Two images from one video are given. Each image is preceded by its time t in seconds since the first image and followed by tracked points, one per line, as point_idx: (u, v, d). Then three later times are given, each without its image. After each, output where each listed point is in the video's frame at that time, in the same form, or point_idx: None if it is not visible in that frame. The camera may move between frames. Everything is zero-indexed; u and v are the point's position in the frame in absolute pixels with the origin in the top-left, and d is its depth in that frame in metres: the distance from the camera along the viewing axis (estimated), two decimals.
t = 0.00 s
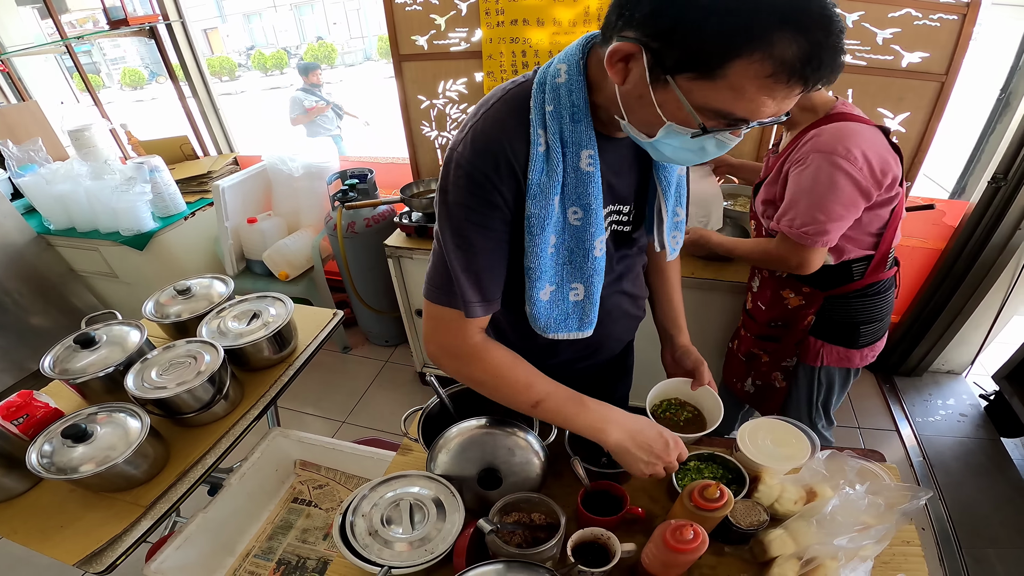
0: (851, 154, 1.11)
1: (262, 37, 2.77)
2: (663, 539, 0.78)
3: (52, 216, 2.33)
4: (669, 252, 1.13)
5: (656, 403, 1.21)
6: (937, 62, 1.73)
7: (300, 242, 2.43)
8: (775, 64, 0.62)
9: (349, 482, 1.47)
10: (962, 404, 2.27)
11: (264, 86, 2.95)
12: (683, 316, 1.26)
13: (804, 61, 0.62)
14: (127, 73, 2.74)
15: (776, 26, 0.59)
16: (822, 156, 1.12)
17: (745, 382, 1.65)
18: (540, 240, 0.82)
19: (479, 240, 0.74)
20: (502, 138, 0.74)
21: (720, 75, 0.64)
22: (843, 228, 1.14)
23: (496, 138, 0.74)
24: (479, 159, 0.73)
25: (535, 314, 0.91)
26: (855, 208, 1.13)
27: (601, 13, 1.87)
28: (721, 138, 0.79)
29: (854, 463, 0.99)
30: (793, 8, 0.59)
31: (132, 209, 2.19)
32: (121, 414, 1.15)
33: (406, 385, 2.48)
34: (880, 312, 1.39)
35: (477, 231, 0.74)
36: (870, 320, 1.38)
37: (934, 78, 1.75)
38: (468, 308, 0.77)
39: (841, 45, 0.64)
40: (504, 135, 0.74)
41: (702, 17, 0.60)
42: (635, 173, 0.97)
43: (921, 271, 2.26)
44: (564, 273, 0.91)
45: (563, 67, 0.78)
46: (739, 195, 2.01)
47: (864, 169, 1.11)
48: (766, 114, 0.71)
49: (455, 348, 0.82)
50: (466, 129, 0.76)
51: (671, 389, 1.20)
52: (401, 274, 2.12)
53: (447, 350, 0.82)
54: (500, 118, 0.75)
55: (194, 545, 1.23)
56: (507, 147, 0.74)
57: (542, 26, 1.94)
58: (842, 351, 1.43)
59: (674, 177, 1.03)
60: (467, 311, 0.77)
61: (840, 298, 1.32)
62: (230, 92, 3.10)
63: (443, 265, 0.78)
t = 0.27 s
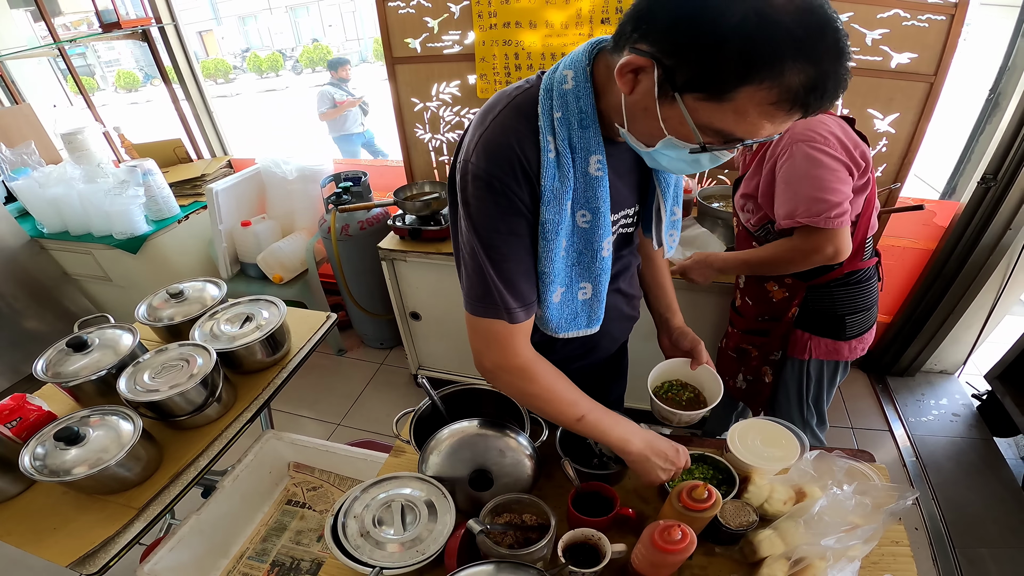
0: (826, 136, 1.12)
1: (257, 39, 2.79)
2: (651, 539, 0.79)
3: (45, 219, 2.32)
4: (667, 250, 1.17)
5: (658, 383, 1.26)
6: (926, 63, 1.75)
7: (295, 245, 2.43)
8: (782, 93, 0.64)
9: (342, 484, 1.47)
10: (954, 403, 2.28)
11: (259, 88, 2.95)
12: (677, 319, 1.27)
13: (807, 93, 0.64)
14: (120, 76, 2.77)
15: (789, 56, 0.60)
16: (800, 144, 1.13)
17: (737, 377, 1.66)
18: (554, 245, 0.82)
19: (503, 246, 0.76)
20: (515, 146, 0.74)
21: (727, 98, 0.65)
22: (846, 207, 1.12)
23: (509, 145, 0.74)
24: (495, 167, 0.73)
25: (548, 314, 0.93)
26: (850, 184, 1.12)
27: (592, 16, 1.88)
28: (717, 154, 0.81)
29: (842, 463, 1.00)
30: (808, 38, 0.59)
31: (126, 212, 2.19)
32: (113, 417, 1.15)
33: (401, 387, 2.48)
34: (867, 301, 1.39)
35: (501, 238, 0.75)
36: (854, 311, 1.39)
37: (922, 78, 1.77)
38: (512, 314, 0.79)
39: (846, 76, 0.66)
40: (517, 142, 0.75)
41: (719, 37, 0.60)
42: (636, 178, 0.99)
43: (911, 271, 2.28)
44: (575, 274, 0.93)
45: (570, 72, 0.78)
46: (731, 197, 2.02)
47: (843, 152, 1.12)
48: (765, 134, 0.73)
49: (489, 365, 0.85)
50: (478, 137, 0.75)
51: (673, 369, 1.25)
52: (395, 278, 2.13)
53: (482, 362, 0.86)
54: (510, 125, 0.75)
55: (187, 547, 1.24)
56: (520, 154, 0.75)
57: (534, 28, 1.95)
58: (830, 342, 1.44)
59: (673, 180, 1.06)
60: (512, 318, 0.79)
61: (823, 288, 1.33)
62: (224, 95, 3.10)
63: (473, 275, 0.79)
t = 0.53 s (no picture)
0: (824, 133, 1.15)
1: (252, 42, 2.80)
2: (644, 538, 0.81)
3: (40, 224, 2.32)
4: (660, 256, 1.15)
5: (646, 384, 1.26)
6: (915, 65, 1.77)
7: (290, 249, 2.44)
8: (794, 124, 0.66)
9: (339, 486, 1.48)
10: (948, 403, 2.31)
11: (255, 91, 2.97)
12: (669, 324, 1.29)
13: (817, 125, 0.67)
14: (115, 79, 2.77)
15: (807, 92, 0.62)
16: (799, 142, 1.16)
17: (734, 378, 1.68)
18: (560, 252, 0.84)
19: (516, 248, 0.76)
20: (531, 151, 0.76)
21: (743, 126, 0.67)
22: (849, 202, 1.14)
23: (525, 151, 0.75)
24: (511, 171, 0.75)
25: (551, 318, 0.94)
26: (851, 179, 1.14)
27: (586, 19, 1.89)
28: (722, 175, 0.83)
29: (837, 462, 1.00)
30: (825, 76, 0.62)
31: (122, 216, 2.19)
32: (110, 420, 1.15)
33: (398, 390, 2.49)
34: (862, 298, 1.40)
35: (514, 240, 0.76)
36: (851, 307, 1.40)
37: (912, 80, 1.80)
38: (522, 317, 0.79)
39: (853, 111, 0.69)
40: (532, 147, 0.76)
41: (746, 67, 0.61)
42: (636, 186, 1.00)
43: (903, 271, 2.30)
44: (578, 280, 0.95)
45: (584, 82, 0.79)
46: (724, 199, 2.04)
47: (841, 150, 1.16)
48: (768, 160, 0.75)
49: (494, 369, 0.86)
50: (494, 141, 0.76)
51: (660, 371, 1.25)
52: (391, 282, 2.14)
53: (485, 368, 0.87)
54: (524, 130, 0.76)
55: (185, 549, 1.24)
56: (534, 160, 0.76)
57: (528, 32, 1.97)
58: (830, 341, 1.45)
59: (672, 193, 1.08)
60: (522, 320, 0.79)
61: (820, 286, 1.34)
62: (219, 98, 3.10)
63: (482, 274, 0.79)
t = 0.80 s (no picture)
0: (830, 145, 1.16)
1: (247, 45, 2.81)
2: (635, 537, 0.83)
3: (37, 228, 2.32)
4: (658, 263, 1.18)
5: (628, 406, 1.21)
6: (903, 67, 1.81)
7: (287, 252, 2.45)
8: (788, 130, 0.68)
9: (337, 488, 1.49)
10: (939, 403, 2.34)
11: (250, 94, 2.98)
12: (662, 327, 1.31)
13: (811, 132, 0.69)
14: (110, 82, 2.78)
15: (803, 100, 0.64)
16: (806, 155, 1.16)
17: (733, 383, 1.68)
18: (558, 249, 0.86)
19: (509, 243, 0.78)
20: (536, 152, 0.78)
21: (741, 130, 0.69)
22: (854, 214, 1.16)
23: (530, 149, 0.77)
24: (515, 169, 0.76)
25: (547, 317, 0.96)
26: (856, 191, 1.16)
27: (580, 24, 1.92)
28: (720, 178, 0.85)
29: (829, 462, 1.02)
30: (822, 86, 0.64)
31: (119, 220, 2.20)
32: (110, 423, 1.16)
33: (394, 393, 2.50)
34: (860, 305, 1.43)
35: (508, 234, 0.77)
36: (850, 314, 1.43)
37: (899, 83, 1.83)
38: (501, 309, 0.80)
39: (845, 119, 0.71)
40: (538, 148, 0.78)
41: (748, 75, 0.63)
42: (635, 193, 1.02)
43: (894, 272, 2.33)
44: (574, 279, 0.96)
45: (593, 88, 0.81)
46: (716, 202, 2.07)
47: (846, 162, 1.17)
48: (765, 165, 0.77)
49: (475, 352, 0.86)
50: (502, 138, 0.78)
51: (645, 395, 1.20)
52: (388, 285, 2.16)
53: (467, 348, 0.87)
54: (532, 131, 0.78)
55: (185, 550, 1.25)
56: (539, 160, 0.78)
57: (523, 37, 1.99)
58: (829, 347, 1.48)
59: (671, 198, 1.09)
60: (501, 312, 0.80)
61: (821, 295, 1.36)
62: (215, 101, 3.10)
63: (471, 265, 0.81)
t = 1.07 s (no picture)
0: (853, 162, 1.15)
1: (243, 47, 2.81)
2: (628, 536, 0.84)
3: (33, 232, 2.32)
4: (658, 265, 1.19)
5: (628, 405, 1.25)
6: (894, 68, 1.82)
7: (284, 255, 2.45)
8: (767, 110, 0.69)
9: (335, 489, 1.50)
10: (934, 403, 2.36)
11: (246, 96, 2.99)
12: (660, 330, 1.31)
13: (790, 113, 0.70)
14: (106, 84, 2.77)
15: (779, 76, 0.65)
16: (831, 172, 1.14)
17: (736, 389, 1.68)
18: (543, 243, 0.87)
19: (473, 228, 0.77)
20: (522, 146, 0.79)
21: (720, 110, 0.70)
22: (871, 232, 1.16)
23: (513, 143, 0.78)
24: (497, 160, 0.77)
25: (534, 311, 0.97)
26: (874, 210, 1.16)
27: (574, 26, 1.93)
28: (703, 168, 0.87)
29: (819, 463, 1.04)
30: (797, 66, 0.65)
31: (115, 224, 2.20)
32: (108, 426, 1.17)
33: (391, 395, 2.51)
34: (863, 310, 1.44)
35: (477, 220, 0.77)
36: (854, 320, 1.44)
37: (891, 84, 1.85)
38: (441, 287, 0.80)
39: (824, 103, 0.72)
40: (523, 141, 0.79)
41: (724, 54, 0.65)
42: (627, 194, 1.03)
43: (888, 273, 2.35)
44: (561, 275, 0.97)
45: (585, 87, 0.83)
46: (710, 204, 2.08)
47: (867, 179, 1.16)
48: (749, 152, 0.77)
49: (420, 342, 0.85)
50: (490, 133, 0.80)
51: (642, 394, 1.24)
52: (384, 287, 2.17)
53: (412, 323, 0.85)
54: (520, 125, 0.80)
55: (183, 552, 1.26)
56: (525, 153, 0.79)
57: (517, 39, 2.00)
58: (834, 352, 1.49)
59: (669, 197, 1.08)
60: (441, 291, 0.80)
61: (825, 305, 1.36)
62: (211, 103, 3.11)
63: (429, 245, 0.82)
